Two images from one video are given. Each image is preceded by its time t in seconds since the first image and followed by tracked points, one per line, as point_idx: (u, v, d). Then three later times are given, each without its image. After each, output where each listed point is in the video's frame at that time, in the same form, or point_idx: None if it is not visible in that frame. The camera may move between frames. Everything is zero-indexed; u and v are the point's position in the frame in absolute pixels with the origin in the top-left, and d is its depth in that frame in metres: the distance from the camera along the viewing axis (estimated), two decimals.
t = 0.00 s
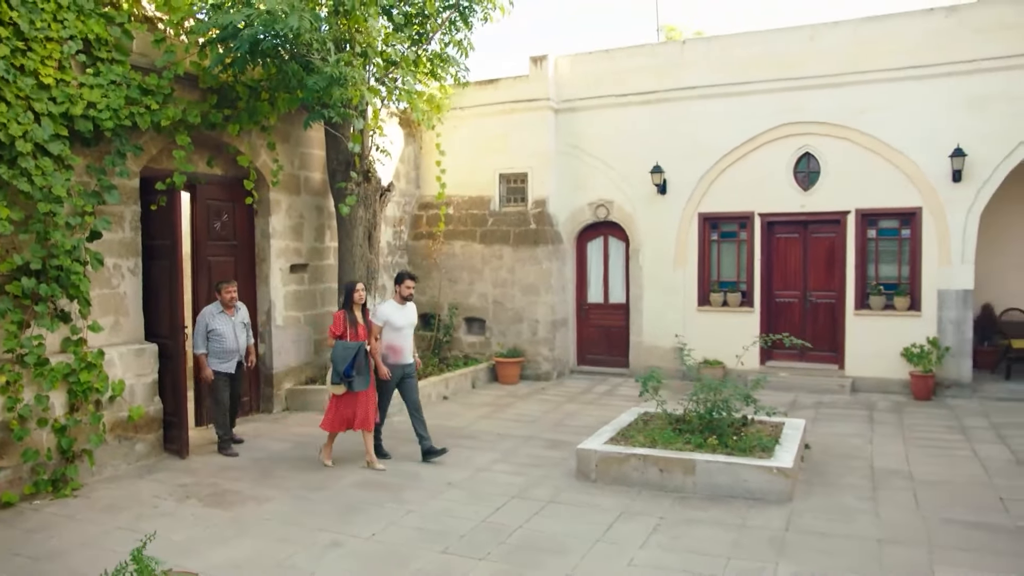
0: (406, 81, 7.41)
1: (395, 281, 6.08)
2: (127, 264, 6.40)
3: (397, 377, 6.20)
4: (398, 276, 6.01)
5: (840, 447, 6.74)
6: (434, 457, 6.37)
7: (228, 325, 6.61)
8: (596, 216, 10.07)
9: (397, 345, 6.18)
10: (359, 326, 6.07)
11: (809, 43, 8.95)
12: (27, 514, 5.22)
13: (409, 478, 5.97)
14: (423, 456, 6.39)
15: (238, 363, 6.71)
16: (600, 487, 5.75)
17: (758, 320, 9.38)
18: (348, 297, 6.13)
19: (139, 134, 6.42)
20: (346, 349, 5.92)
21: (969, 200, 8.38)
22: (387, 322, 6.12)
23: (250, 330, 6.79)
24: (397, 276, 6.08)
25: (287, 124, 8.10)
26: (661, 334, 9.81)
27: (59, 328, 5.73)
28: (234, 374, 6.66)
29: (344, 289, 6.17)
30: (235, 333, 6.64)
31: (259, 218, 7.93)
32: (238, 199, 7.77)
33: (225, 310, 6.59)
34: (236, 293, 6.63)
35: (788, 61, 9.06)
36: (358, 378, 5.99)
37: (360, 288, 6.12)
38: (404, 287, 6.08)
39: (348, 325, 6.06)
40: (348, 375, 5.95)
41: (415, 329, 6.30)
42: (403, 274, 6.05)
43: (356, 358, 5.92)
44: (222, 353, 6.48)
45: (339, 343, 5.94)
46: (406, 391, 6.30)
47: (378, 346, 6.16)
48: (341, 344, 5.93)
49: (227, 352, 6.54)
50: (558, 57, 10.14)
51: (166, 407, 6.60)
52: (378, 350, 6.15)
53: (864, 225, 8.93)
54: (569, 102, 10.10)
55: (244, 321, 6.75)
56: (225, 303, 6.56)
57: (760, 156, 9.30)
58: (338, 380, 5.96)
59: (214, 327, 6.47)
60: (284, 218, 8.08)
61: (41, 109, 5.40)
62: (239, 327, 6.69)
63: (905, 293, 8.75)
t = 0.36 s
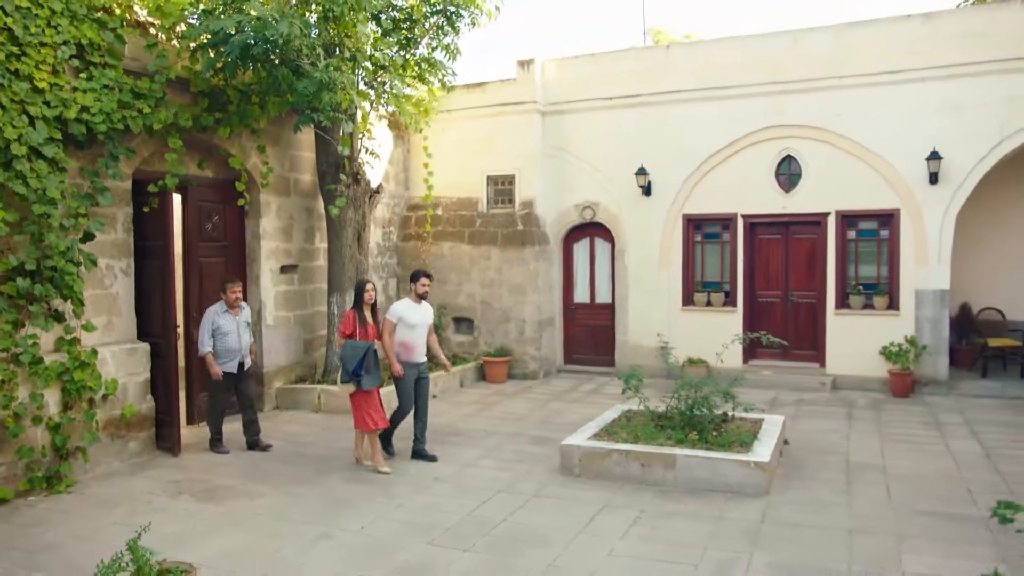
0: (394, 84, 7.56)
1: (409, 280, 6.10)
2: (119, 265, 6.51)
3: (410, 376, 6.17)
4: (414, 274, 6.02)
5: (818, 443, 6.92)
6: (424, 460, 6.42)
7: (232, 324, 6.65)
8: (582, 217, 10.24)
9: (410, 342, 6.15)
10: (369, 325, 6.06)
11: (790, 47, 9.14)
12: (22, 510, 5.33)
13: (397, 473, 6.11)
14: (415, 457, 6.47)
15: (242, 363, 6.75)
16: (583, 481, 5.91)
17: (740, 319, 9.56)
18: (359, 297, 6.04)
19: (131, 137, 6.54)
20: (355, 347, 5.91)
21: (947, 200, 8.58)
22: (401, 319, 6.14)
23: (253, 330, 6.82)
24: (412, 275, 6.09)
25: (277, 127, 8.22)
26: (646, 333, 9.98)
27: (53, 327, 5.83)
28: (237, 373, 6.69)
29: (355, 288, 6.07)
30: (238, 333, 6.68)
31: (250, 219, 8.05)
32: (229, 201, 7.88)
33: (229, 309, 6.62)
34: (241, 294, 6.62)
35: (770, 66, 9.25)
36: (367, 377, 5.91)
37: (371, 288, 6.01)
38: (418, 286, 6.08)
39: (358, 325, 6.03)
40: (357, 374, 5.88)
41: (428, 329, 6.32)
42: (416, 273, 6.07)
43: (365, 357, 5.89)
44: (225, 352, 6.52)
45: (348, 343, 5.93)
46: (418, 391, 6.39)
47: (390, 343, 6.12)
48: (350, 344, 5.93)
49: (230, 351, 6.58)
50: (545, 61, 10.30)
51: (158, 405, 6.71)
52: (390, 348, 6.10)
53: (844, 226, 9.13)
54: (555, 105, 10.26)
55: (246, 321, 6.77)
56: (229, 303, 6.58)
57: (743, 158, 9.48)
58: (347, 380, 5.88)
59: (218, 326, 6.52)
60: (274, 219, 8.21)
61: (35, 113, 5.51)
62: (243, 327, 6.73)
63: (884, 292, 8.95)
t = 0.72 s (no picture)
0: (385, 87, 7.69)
1: (417, 281, 6.09)
2: (115, 265, 6.62)
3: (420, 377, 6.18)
4: (421, 275, 6.03)
5: (800, 439, 7.08)
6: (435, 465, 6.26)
7: (248, 324, 6.74)
8: (572, 218, 10.38)
9: (418, 344, 6.18)
10: (382, 327, 6.07)
11: (775, 51, 9.30)
12: (20, 505, 5.44)
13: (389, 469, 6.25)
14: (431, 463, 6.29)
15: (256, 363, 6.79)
16: (570, 476, 6.06)
17: (727, 318, 9.72)
18: (370, 299, 6.02)
19: (127, 139, 6.65)
20: (367, 351, 5.93)
21: (927, 202, 8.76)
22: (410, 321, 6.16)
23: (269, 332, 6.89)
24: (420, 276, 6.12)
25: (270, 129, 8.33)
26: (634, 332, 10.14)
27: (50, 327, 5.93)
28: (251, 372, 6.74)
29: (366, 289, 6.05)
30: (253, 333, 6.77)
31: (243, 220, 8.17)
32: (223, 203, 8.00)
33: (245, 309, 6.74)
34: (259, 294, 6.75)
35: (755, 69, 9.42)
36: (379, 380, 5.96)
37: (383, 290, 6.00)
38: (425, 288, 6.09)
39: (369, 326, 6.04)
40: (369, 377, 5.91)
41: (436, 330, 6.33)
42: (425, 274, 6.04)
43: (378, 361, 5.90)
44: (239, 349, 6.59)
45: (360, 345, 5.94)
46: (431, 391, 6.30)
47: (401, 346, 6.13)
48: (362, 347, 5.94)
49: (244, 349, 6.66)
50: (535, 64, 10.44)
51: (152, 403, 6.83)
52: (399, 351, 6.11)
53: (828, 227, 9.30)
54: (545, 107, 10.40)
55: (263, 322, 6.87)
56: (246, 303, 6.70)
57: (730, 160, 9.64)
58: (359, 381, 5.92)
59: (234, 323, 6.63)
60: (267, 220, 8.32)
61: (33, 116, 5.61)
62: (259, 327, 6.81)
63: (867, 291, 9.12)
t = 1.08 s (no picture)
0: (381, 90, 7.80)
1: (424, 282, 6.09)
2: (115, 266, 6.72)
3: (430, 378, 6.19)
4: (428, 277, 5.99)
5: (790, 436, 7.20)
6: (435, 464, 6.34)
7: (264, 326, 6.67)
8: (567, 219, 10.50)
9: (428, 345, 6.17)
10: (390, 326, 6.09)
11: (767, 54, 9.43)
12: (23, 501, 5.54)
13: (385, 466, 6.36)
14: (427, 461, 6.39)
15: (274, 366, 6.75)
16: (563, 473, 6.17)
17: (720, 318, 9.84)
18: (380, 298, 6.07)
19: (127, 142, 6.75)
20: (376, 349, 5.94)
21: (916, 204, 8.90)
22: (419, 324, 6.14)
23: (286, 334, 6.82)
24: (427, 277, 6.07)
25: (268, 131, 8.43)
26: (628, 331, 10.26)
27: (52, 326, 6.03)
28: (269, 376, 6.69)
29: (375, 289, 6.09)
30: (271, 336, 6.68)
31: (242, 221, 8.27)
32: (221, 204, 8.11)
33: (262, 311, 6.68)
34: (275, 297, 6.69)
35: (748, 72, 9.54)
36: (389, 379, 6.00)
37: (393, 289, 6.07)
38: (433, 289, 6.09)
39: (378, 325, 6.05)
40: (378, 377, 5.96)
41: (446, 331, 6.32)
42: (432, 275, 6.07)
43: (387, 360, 5.93)
44: (256, 353, 6.54)
45: (370, 344, 5.95)
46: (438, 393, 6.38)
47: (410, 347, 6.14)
48: (371, 345, 5.94)
49: (262, 353, 6.60)
50: (531, 66, 10.55)
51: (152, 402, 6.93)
52: (410, 353, 6.13)
53: (819, 228, 9.43)
54: (541, 109, 10.52)
55: (280, 324, 6.80)
56: (262, 305, 6.66)
57: (722, 162, 9.76)
58: (369, 381, 5.98)
59: (250, 327, 6.57)
60: (265, 221, 8.42)
61: (35, 119, 5.70)
62: (275, 330, 6.74)
63: (858, 291, 9.25)
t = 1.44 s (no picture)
0: (383, 93, 7.91)
1: (438, 283, 6.14)
2: (121, 266, 6.83)
3: (442, 378, 6.26)
4: (442, 277, 6.09)
5: (786, 434, 7.30)
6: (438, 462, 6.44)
7: (281, 326, 6.71)
8: (566, 220, 10.59)
9: (442, 347, 6.22)
10: (403, 328, 6.13)
11: (764, 56, 9.52)
12: (32, 497, 5.65)
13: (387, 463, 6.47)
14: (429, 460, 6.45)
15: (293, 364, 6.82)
16: (562, 470, 6.27)
17: (718, 318, 9.94)
18: (394, 299, 6.15)
19: (132, 144, 6.85)
20: (386, 351, 5.98)
21: (911, 205, 8.99)
22: (433, 325, 6.16)
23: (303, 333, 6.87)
24: (442, 279, 6.13)
25: (271, 133, 8.54)
26: (627, 331, 10.36)
27: (59, 325, 6.13)
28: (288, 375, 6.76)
29: (391, 290, 6.16)
30: (288, 335, 6.74)
31: (245, 222, 8.38)
32: (225, 205, 8.21)
33: (278, 311, 6.69)
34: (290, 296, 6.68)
35: (745, 74, 9.63)
36: (396, 382, 6.02)
37: (406, 292, 6.16)
38: (447, 291, 6.13)
39: (389, 327, 6.11)
40: (386, 378, 6.00)
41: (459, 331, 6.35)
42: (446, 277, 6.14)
43: (395, 363, 5.96)
44: (275, 353, 6.60)
45: (380, 346, 6.02)
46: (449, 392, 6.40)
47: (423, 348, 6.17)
48: (382, 348, 6.00)
49: (281, 352, 6.66)
50: (530, 68, 10.65)
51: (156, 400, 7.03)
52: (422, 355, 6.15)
53: (817, 228, 9.52)
54: (540, 111, 10.63)
55: (296, 322, 6.84)
56: (279, 305, 6.65)
57: (720, 163, 9.85)
58: (377, 382, 6.01)
59: (268, 327, 6.59)
60: (268, 222, 8.53)
61: (43, 122, 5.81)
62: (292, 328, 6.78)
63: (855, 291, 9.34)
